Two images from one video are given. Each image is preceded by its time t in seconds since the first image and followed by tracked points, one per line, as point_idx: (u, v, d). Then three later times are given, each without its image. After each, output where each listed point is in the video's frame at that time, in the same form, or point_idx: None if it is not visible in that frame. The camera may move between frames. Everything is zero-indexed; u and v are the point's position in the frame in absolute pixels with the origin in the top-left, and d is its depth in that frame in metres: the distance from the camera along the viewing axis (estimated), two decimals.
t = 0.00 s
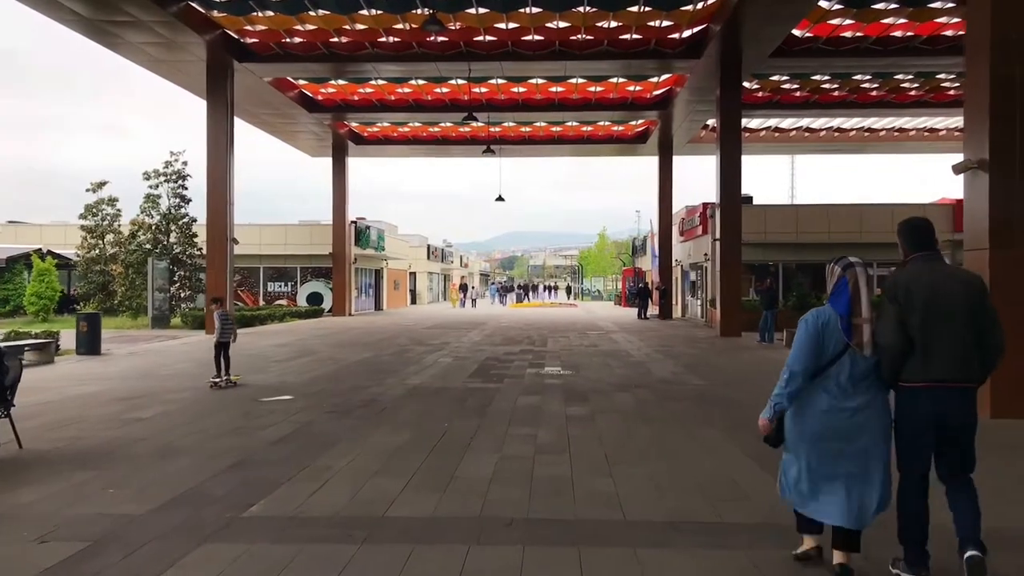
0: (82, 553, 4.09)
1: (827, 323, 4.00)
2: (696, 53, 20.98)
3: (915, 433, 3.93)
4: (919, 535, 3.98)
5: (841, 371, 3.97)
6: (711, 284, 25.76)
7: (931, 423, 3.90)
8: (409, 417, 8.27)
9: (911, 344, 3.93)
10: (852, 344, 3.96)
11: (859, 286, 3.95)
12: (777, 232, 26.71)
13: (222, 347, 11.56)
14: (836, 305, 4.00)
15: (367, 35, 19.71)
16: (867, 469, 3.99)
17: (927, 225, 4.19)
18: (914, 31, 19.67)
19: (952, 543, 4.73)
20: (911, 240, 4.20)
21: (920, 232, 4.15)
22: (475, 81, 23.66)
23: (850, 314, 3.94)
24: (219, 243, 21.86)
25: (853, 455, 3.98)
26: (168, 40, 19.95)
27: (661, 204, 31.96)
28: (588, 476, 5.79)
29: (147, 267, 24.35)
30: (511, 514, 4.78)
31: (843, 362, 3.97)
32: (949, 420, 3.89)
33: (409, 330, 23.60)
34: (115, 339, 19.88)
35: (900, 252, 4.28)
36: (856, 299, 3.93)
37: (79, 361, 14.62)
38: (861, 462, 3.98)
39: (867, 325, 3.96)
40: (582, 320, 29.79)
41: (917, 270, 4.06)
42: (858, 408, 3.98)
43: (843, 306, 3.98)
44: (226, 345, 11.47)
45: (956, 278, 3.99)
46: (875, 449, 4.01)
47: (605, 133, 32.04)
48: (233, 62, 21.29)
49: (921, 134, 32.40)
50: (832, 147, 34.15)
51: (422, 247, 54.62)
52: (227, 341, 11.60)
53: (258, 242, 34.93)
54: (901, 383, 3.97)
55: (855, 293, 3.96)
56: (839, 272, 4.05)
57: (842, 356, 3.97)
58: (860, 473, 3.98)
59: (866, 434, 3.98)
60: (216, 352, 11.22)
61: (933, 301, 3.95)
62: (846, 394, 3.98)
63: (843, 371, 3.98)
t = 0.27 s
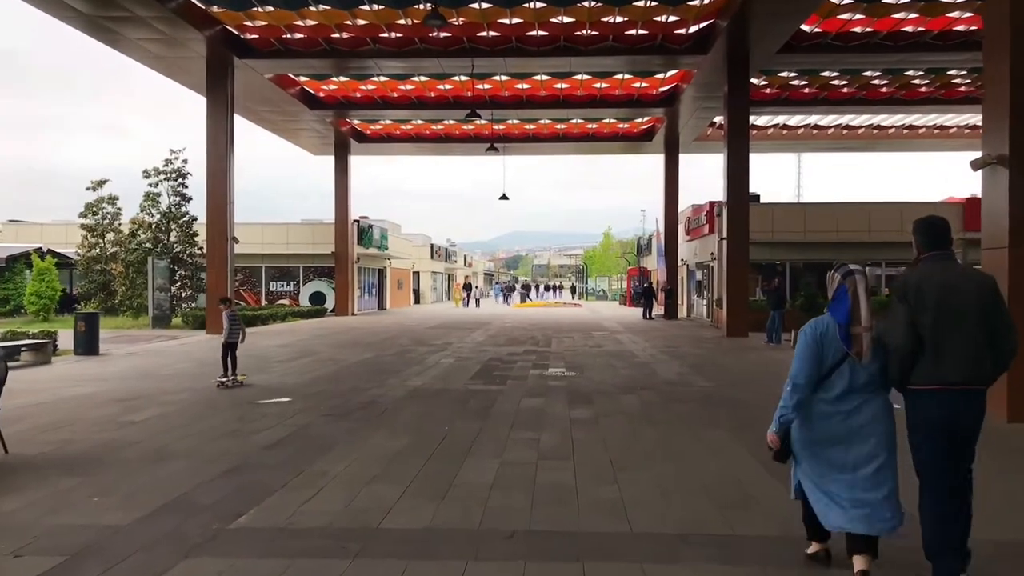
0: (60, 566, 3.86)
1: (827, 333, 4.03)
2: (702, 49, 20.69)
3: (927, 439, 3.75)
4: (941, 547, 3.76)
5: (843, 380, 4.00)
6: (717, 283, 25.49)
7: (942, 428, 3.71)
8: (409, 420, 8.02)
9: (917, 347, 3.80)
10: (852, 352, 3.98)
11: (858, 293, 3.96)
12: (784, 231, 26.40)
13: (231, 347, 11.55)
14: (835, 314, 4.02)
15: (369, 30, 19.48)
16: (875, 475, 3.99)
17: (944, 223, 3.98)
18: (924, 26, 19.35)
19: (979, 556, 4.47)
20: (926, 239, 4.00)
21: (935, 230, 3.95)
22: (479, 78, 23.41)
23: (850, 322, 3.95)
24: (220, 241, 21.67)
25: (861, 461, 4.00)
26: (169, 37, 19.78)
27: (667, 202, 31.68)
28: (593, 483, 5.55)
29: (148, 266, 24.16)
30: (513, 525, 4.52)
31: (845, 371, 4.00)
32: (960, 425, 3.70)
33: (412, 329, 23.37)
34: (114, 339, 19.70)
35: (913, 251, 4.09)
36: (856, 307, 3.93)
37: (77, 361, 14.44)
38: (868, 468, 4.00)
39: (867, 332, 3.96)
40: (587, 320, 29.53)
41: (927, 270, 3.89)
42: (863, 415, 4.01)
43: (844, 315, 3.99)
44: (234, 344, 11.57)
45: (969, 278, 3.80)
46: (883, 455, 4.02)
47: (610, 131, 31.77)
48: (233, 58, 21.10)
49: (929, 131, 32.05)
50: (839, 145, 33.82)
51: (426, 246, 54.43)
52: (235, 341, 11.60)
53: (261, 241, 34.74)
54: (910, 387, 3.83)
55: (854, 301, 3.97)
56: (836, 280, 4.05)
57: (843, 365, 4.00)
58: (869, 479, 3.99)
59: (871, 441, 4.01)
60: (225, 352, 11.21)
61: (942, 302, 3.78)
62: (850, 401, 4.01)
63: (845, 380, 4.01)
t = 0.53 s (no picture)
0: None
1: (817, 328, 3.86)
2: (704, 48, 20.47)
3: (933, 449, 3.86)
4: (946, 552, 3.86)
5: (831, 377, 3.81)
6: (719, 284, 25.26)
7: (948, 439, 3.80)
8: (404, 426, 7.82)
9: (927, 357, 3.82)
10: (841, 349, 3.79)
11: (850, 289, 3.80)
12: (787, 231, 26.19)
13: (233, 348, 11.49)
14: (827, 309, 3.85)
15: (367, 29, 19.29)
16: (860, 478, 3.78)
17: (960, 234, 4.06)
18: (929, 24, 19.12)
19: None
20: (943, 249, 4.06)
21: (950, 241, 4.01)
22: (479, 78, 23.21)
23: (838, 318, 3.77)
24: (218, 242, 21.48)
25: (845, 464, 3.76)
26: (166, 36, 19.62)
27: (668, 203, 31.48)
28: (591, 496, 5.35)
29: (145, 267, 23.97)
30: (507, 541, 4.33)
31: (833, 368, 3.81)
32: (965, 436, 3.79)
33: (411, 331, 23.15)
34: (110, 341, 19.52)
35: (929, 260, 4.17)
36: (845, 303, 3.76)
37: (70, 364, 14.24)
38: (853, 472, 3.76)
39: (857, 329, 3.76)
40: (588, 321, 29.32)
41: (940, 281, 3.96)
42: (850, 418, 3.77)
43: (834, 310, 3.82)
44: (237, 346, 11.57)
45: (981, 291, 3.87)
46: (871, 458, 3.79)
47: (611, 130, 31.56)
48: (230, 57, 20.92)
49: (933, 131, 31.81)
50: (842, 145, 33.60)
51: (427, 247, 54.26)
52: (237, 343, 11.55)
53: (260, 242, 34.55)
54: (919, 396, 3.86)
55: (846, 296, 3.81)
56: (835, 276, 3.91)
57: (831, 362, 3.81)
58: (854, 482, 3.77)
59: (859, 444, 3.76)
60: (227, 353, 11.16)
61: (953, 314, 3.85)
62: (837, 401, 3.79)
63: (833, 377, 3.81)
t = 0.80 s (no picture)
0: None
1: (819, 333, 3.99)
2: (705, 44, 20.22)
3: (938, 439, 3.91)
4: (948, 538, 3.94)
5: (832, 380, 3.92)
6: (720, 283, 25.02)
7: (957, 428, 3.85)
8: (397, 428, 7.58)
9: (935, 350, 3.92)
10: (841, 352, 3.91)
11: (850, 294, 3.94)
12: (788, 230, 25.94)
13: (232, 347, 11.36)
14: (828, 314, 3.99)
15: (364, 24, 19.05)
16: (865, 479, 3.88)
17: (972, 225, 4.14)
18: (933, 19, 18.87)
19: None
20: (955, 238, 4.15)
21: (960, 230, 4.10)
22: (477, 74, 22.96)
23: (838, 322, 3.91)
24: (213, 241, 21.22)
25: (849, 465, 3.87)
26: (160, 32, 19.38)
27: (668, 202, 31.24)
28: (590, 501, 5.13)
29: (140, 267, 23.73)
30: (500, 551, 4.09)
31: (834, 372, 3.92)
32: (976, 425, 3.83)
33: (408, 330, 22.90)
34: (103, 341, 19.27)
35: (941, 249, 4.24)
36: (845, 307, 3.90)
37: (60, 364, 14.00)
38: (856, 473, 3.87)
39: (855, 332, 3.89)
40: (587, 321, 29.05)
41: (950, 271, 4.04)
42: (851, 420, 3.87)
43: (835, 315, 3.95)
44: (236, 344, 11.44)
45: (991, 280, 3.95)
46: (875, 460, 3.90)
47: (611, 128, 31.31)
48: (225, 53, 20.67)
49: (935, 129, 31.54)
50: (843, 144, 33.35)
51: (426, 246, 53.99)
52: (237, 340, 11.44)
53: (257, 241, 34.30)
54: (928, 387, 3.95)
55: (846, 300, 3.94)
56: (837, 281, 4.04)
57: (832, 365, 3.93)
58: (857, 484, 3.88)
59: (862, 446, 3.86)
60: (225, 352, 11.03)
61: (963, 303, 3.93)
62: (840, 404, 3.89)
63: (835, 380, 3.92)
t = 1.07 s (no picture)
0: None
1: (827, 331, 3.87)
2: (705, 43, 20.03)
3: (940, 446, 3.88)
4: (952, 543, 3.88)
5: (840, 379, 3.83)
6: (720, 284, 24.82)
7: (960, 436, 3.80)
8: (389, 435, 7.39)
9: (937, 359, 3.87)
10: (851, 352, 3.81)
11: (857, 293, 3.85)
12: (789, 230, 25.75)
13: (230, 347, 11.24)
14: (836, 312, 3.87)
15: (360, 23, 18.86)
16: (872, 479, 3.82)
17: (970, 233, 4.07)
18: (936, 17, 18.66)
19: None
20: (954, 246, 4.07)
21: (961, 243, 4.05)
22: (475, 74, 22.77)
23: (849, 321, 3.80)
24: (209, 241, 21.00)
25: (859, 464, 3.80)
26: (154, 31, 19.16)
27: (668, 202, 31.06)
28: (584, 517, 4.92)
29: (136, 267, 23.54)
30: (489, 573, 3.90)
31: (842, 371, 3.82)
32: (979, 433, 3.77)
33: (405, 332, 22.73)
34: (96, 343, 19.05)
35: (941, 259, 4.16)
36: (856, 307, 3.80)
37: (51, 367, 13.81)
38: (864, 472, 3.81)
39: (865, 331, 3.80)
40: (587, 322, 28.85)
41: (951, 278, 3.96)
42: (861, 420, 3.80)
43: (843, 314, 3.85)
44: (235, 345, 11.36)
45: (993, 287, 3.87)
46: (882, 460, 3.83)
47: (610, 128, 31.12)
48: (220, 52, 20.47)
49: (937, 129, 31.36)
50: (844, 144, 33.15)
51: (425, 246, 53.82)
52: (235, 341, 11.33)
53: (255, 242, 34.11)
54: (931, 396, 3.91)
55: (855, 299, 3.85)
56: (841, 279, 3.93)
57: (840, 364, 3.83)
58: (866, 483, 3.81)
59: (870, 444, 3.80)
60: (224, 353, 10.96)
61: (966, 313, 3.86)
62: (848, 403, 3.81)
63: (843, 379, 3.83)
